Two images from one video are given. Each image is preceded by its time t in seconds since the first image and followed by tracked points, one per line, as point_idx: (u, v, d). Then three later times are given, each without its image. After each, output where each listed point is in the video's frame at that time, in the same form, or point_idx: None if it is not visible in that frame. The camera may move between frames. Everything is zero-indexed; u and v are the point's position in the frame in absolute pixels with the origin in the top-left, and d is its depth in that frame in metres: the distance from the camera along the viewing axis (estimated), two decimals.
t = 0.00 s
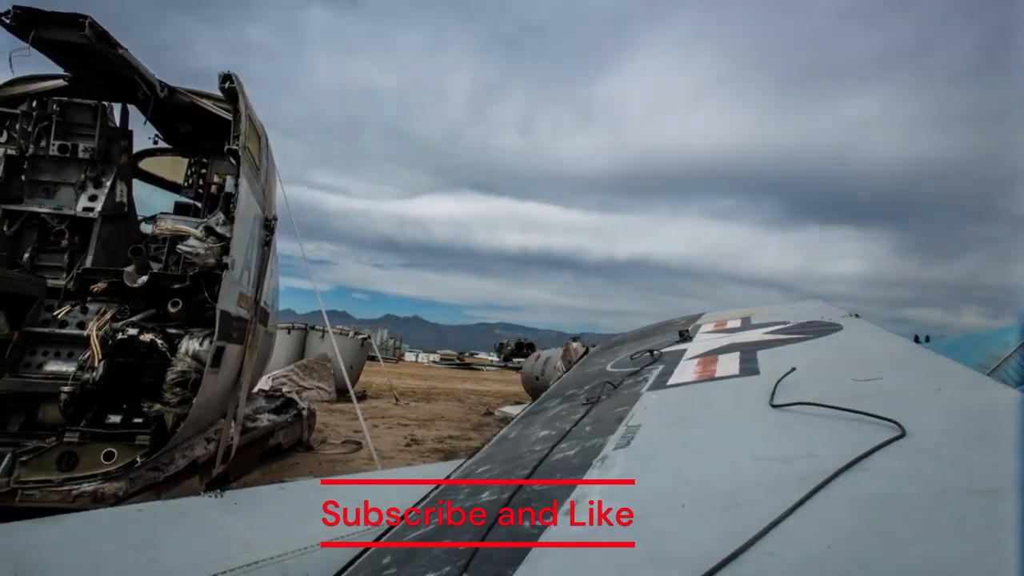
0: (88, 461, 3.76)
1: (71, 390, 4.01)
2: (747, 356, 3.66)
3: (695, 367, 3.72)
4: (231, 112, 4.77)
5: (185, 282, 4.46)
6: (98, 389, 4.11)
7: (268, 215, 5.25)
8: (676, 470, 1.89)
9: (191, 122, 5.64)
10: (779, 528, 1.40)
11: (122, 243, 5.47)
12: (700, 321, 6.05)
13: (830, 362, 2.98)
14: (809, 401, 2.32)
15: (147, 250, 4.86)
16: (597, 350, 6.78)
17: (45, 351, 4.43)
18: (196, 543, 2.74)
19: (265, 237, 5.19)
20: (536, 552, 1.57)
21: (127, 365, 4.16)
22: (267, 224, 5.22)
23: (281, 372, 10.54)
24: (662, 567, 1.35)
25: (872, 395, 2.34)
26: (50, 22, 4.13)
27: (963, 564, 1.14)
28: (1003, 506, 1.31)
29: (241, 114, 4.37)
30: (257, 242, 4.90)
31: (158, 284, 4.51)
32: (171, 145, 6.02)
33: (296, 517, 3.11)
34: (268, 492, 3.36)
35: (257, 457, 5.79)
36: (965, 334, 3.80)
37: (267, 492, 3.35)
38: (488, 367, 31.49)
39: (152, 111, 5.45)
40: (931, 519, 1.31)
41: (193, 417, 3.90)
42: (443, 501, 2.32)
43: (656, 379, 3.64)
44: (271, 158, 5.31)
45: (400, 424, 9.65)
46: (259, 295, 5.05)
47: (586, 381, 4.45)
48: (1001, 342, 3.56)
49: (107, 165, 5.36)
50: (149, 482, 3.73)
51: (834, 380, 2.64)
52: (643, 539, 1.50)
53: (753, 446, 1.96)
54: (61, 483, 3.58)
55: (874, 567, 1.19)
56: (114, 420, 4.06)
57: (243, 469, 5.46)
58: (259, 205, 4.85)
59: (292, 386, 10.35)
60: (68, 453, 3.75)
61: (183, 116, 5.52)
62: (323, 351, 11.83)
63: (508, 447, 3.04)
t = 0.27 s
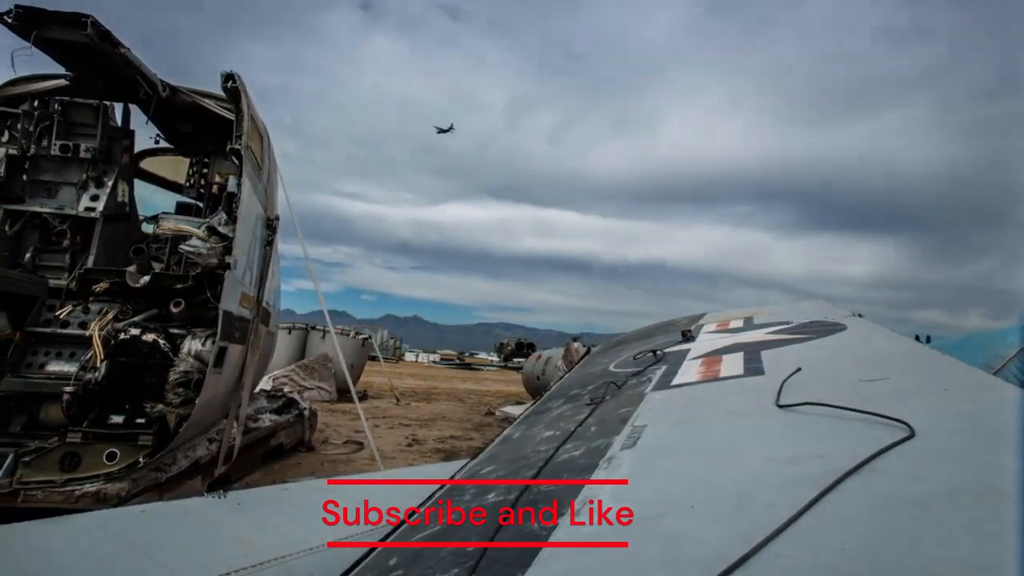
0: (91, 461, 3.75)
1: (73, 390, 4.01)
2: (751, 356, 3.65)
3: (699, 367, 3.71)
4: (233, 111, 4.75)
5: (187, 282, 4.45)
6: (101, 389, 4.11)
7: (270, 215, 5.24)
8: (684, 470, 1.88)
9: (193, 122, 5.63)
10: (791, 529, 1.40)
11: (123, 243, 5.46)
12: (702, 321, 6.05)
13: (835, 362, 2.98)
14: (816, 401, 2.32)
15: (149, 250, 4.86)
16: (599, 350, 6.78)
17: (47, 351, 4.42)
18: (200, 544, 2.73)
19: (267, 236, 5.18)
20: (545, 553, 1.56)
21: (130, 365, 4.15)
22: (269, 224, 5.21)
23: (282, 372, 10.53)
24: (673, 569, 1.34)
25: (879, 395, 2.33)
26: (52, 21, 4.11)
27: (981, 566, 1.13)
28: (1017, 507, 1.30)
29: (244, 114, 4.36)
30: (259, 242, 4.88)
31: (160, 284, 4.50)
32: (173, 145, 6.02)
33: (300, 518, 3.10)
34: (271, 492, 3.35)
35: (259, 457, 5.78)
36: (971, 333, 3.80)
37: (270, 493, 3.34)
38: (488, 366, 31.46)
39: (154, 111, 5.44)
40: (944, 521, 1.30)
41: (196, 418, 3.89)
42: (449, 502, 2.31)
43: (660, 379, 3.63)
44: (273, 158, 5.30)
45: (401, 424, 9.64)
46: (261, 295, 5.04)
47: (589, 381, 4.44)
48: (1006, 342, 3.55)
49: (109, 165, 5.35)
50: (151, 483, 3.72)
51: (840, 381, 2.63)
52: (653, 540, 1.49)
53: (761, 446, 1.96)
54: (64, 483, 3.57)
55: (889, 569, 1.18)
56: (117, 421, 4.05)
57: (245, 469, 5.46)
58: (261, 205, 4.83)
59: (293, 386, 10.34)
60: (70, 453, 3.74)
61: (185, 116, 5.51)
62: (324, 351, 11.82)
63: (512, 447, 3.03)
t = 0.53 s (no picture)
0: (93, 461, 3.74)
1: (75, 390, 4.02)
2: (755, 356, 3.65)
3: (702, 367, 3.70)
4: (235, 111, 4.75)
5: (189, 282, 4.44)
6: (103, 389, 4.10)
7: (272, 215, 5.23)
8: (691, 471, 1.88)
9: (194, 122, 5.62)
10: (800, 531, 1.39)
11: (124, 243, 5.45)
12: (704, 321, 6.04)
13: (840, 362, 2.97)
14: (822, 401, 2.31)
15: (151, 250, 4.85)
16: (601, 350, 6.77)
17: (49, 352, 4.41)
18: (203, 544, 2.72)
19: (268, 236, 5.17)
20: (553, 555, 1.55)
21: (132, 365, 4.14)
22: (270, 224, 5.20)
23: (282, 372, 10.51)
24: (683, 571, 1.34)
25: (885, 396, 2.32)
26: (53, 20, 4.11)
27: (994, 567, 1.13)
28: None
29: (246, 114, 4.35)
30: (260, 242, 4.87)
31: (162, 284, 4.48)
32: (174, 145, 6.01)
33: (303, 518, 3.10)
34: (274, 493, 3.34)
35: (260, 457, 5.77)
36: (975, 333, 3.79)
37: (273, 494, 3.33)
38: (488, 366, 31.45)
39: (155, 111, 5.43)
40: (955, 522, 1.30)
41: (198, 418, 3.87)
42: (453, 503, 2.30)
43: (663, 379, 3.63)
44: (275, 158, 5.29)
45: (402, 424, 9.63)
46: (262, 295, 5.03)
47: (592, 381, 4.43)
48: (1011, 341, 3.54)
49: (111, 165, 5.32)
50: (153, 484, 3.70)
51: (846, 381, 2.62)
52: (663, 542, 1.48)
53: (768, 447, 1.95)
54: (66, 483, 3.56)
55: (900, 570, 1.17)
56: (119, 421, 4.05)
57: (247, 469, 5.45)
58: (263, 205, 4.82)
59: (294, 386, 10.32)
60: (72, 454, 3.73)
61: (186, 116, 5.51)
62: (324, 351, 11.80)
63: (516, 448, 3.02)
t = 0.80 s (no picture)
0: (96, 462, 3.73)
1: (78, 390, 4.02)
2: (759, 356, 3.64)
3: (706, 367, 3.69)
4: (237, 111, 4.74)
5: (192, 281, 4.43)
6: (105, 390, 4.09)
7: (274, 215, 5.22)
8: (699, 471, 1.87)
9: (195, 122, 5.61)
10: (813, 532, 1.38)
11: (126, 243, 5.44)
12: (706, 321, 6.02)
13: (846, 362, 2.96)
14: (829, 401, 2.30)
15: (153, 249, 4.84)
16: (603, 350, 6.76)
17: (50, 352, 4.40)
18: (207, 544, 2.71)
19: (270, 236, 5.16)
20: (562, 556, 1.54)
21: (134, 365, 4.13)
22: (272, 223, 5.19)
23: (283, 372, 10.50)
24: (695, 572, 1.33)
25: (892, 395, 2.31)
26: (55, 19, 4.09)
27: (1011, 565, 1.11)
28: None
29: (248, 113, 4.34)
30: (262, 241, 4.86)
31: (164, 284, 4.48)
32: (176, 145, 6.00)
33: (307, 518, 3.09)
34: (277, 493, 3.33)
35: (262, 457, 5.76)
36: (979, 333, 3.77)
37: (276, 494, 3.32)
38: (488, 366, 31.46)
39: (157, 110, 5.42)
40: (970, 521, 1.29)
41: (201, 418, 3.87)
42: (459, 504, 2.29)
43: (667, 380, 3.62)
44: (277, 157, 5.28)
45: (403, 424, 9.61)
46: (264, 295, 5.02)
47: (595, 381, 4.42)
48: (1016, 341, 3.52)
49: (112, 164, 5.33)
50: (156, 484, 3.69)
51: (852, 381, 2.61)
52: (673, 543, 1.47)
53: (776, 447, 1.94)
54: (69, 484, 3.55)
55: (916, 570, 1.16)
56: (121, 421, 4.04)
57: (249, 469, 5.44)
58: (265, 204, 4.81)
59: (295, 386, 10.32)
60: (75, 454, 3.72)
61: (188, 115, 5.50)
62: (325, 351, 11.79)
63: (521, 448, 3.01)
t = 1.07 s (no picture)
0: (98, 462, 3.72)
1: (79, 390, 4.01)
2: (763, 356, 3.62)
3: (710, 368, 3.68)
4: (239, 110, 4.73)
5: (194, 281, 4.43)
6: (108, 390, 4.09)
7: (276, 215, 5.21)
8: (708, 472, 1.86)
9: (197, 121, 5.61)
10: (824, 533, 1.37)
11: (127, 243, 5.42)
12: (708, 321, 6.01)
13: (851, 362, 2.95)
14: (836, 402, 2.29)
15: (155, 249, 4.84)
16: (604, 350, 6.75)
17: (52, 352, 4.40)
18: (210, 545, 2.70)
19: (272, 236, 5.15)
20: (570, 558, 1.53)
21: (136, 366, 4.13)
22: (274, 223, 5.18)
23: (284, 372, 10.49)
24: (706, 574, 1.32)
25: (899, 395, 2.30)
26: (57, 18, 4.08)
27: None
28: None
29: (251, 112, 4.33)
30: (264, 241, 4.85)
31: (166, 284, 4.47)
32: (177, 145, 6.00)
33: (310, 519, 3.08)
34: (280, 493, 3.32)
35: (264, 458, 5.75)
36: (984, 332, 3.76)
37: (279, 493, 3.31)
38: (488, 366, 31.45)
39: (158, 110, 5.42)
40: (983, 521, 1.28)
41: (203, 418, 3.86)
42: (464, 506, 2.28)
43: (671, 380, 3.60)
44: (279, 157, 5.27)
45: (404, 424, 9.60)
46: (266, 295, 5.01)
47: (598, 381, 4.41)
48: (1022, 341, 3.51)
49: (113, 164, 5.32)
50: (158, 484, 3.68)
51: (858, 381, 2.60)
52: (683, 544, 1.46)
53: (784, 448, 1.93)
54: (71, 484, 3.54)
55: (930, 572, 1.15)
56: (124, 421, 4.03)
57: (250, 469, 5.43)
58: (267, 204, 4.80)
59: (296, 386, 10.31)
60: (77, 455, 3.71)
61: (189, 115, 5.49)
62: (326, 351, 11.78)
63: (525, 448, 3.00)
